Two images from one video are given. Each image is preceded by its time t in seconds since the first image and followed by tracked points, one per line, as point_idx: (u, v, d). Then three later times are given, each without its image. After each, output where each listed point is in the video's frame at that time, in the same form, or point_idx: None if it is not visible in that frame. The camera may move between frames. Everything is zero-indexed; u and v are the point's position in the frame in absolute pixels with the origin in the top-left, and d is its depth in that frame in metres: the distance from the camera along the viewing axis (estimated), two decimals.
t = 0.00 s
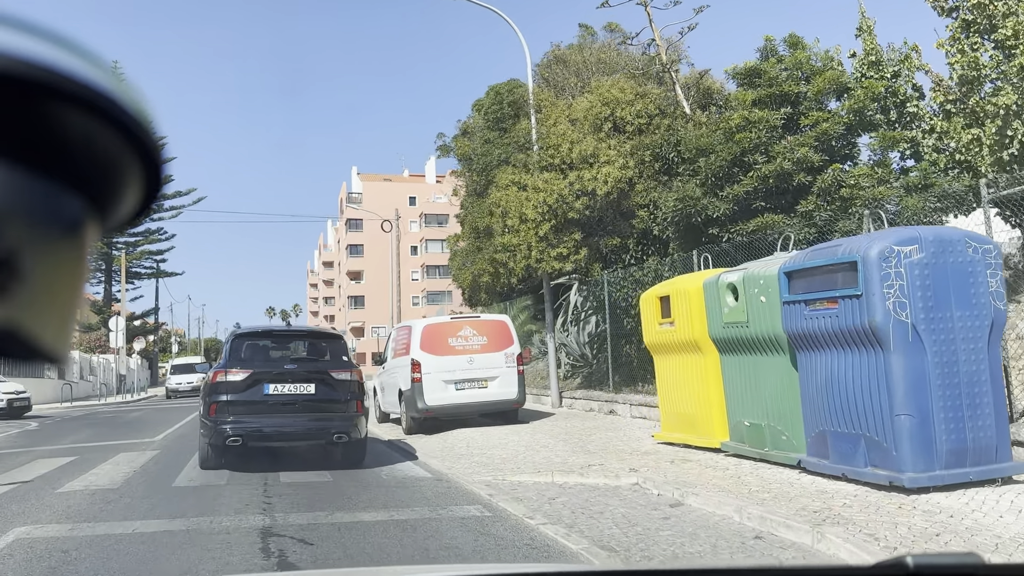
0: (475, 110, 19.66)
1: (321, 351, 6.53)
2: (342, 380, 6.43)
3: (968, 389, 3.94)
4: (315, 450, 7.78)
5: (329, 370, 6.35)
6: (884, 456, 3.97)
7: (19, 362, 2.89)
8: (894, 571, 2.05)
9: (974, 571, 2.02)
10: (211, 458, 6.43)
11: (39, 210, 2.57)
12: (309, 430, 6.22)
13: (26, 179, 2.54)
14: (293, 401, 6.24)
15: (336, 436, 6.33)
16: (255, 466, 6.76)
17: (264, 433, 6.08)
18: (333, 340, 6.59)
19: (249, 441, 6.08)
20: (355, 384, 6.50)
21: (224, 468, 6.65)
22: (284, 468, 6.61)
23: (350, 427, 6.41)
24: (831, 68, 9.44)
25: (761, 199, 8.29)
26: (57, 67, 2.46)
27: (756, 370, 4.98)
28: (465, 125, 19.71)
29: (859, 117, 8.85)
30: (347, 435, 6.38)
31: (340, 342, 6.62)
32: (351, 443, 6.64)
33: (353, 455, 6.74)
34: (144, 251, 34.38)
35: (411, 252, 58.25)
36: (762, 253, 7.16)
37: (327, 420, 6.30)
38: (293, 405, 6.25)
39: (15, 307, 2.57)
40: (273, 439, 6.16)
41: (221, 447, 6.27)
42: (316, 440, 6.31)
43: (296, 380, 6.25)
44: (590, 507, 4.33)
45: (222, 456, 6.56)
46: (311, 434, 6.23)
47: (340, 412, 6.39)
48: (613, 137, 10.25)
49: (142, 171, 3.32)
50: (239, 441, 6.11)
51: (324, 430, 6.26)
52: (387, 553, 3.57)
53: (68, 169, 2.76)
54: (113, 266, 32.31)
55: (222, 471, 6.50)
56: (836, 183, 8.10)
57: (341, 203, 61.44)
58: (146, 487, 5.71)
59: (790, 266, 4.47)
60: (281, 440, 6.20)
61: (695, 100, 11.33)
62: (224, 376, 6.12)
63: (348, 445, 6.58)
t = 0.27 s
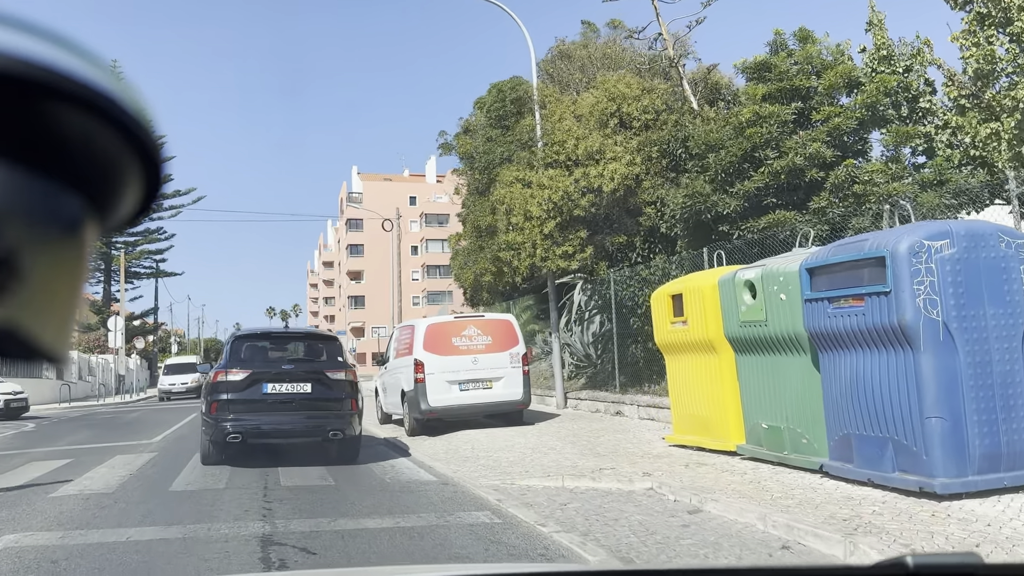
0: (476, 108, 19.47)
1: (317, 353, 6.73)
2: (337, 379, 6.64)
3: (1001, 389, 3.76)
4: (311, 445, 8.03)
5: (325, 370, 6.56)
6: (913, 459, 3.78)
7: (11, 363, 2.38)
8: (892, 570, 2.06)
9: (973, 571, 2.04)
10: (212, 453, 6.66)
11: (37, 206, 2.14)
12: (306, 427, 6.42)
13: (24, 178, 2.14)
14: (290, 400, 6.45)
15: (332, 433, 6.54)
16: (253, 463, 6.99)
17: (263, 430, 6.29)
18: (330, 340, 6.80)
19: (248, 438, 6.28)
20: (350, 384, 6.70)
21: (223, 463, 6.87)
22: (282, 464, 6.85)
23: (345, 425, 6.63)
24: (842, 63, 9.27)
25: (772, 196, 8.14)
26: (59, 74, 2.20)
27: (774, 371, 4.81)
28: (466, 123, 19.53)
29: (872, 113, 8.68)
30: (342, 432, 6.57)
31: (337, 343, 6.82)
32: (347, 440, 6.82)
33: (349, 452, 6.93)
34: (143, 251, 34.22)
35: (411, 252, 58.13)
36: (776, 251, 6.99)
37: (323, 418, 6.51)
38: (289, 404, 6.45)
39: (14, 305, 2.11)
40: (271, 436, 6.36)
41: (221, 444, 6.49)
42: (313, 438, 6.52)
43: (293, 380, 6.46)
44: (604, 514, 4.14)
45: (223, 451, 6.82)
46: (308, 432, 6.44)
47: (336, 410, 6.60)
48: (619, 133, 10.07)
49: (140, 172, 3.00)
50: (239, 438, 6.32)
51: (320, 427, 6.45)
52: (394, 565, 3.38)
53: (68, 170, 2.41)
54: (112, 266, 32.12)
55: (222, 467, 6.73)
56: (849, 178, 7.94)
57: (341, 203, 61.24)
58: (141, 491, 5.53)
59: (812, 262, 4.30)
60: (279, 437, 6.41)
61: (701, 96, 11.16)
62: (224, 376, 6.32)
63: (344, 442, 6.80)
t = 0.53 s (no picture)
0: (478, 106, 19.28)
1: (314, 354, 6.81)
2: (333, 380, 6.72)
3: None
4: (308, 442, 8.19)
5: (321, 371, 6.64)
6: (943, 464, 3.61)
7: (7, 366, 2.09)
8: (891, 570, 1.97)
9: (972, 570, 1.96)
10: (213, 450, 6.86)
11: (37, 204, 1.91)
12: (303, 426, 6.52)
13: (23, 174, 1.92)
14: (287, 399, 6.54)
15: (327, 431, 6.64)
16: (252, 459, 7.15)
17: (261, 428, 6.39)
18: (327, 341, 6.88)
19: (247, 435, 6.40)
20: (345, 384, 6.78)
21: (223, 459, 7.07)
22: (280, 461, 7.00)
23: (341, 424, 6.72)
24: (854, 57, 9.09)
25: (784, 192, 7.96)
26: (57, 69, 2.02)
27: (793, 371, 4.63)
28: (469, 121, 19.34)
29: (885, 107, 8.51)
30: (338, 430, 6.67)
31: (334, 344, 6.90)
32: (342, 437, 6.94)
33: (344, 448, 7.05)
34: (143, 250, 34.02)
35: (412, 252, 57.95)
36: (791, 246, 6.77)
37: (320, 416, 6.60)
38: (287, 403, 6.54)
39: (12, 304, 1.84)
40: (269, 434, 6.47)
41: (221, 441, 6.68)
42: (309, 435, 6.62)
43: (290, 380, 6.55)
44: (619, 521, 3.97)
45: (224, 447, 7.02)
46: (305, 430, 6.54)
47: (331, 409, 6.68)
48: (625, 130, 9.89)
49: (140, 171, 2.74)
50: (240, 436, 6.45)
51: (316, 426, 6.53)
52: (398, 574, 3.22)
53: (68, 169, 2.16)
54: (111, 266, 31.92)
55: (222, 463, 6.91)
56: (862, 175, 7.77)
57: (342, 203, 61.03)
58: (138, 495, 5.36)
59: (836, 258, 4.13)
60: (276, 435, 6.52)
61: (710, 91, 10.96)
62: (225, 376, 6.44)
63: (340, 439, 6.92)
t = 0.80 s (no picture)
0: (479, 104, 19.10)
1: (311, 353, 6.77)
2: (329, 379, 6.68)
3: None
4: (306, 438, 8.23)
5: (318, 370, 6.59)
6: (976, 469, 3.43)
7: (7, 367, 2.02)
8: (892, 571, 1.95)
9: (971, 570, 1.94)
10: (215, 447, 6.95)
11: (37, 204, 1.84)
12: (300, 424, 6.47)
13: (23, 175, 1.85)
14: (285, 398, 6.49)
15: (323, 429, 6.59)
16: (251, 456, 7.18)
17: (259, 426, 6.35)
18: (324, 342, 6.85)
19: (246, 432, 6.35)
20: (342, 383, 6.74)
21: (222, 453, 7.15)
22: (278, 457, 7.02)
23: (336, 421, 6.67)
24: (864, 52, 8.92)
25: (795, 188, 7.80)
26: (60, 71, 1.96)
27: (813, 372, 4.46)
28: (470, 119, 19.15)
29: (898, 103, 8.29)
30: (333, 428, 6.61)
31: (330, 345, 6.86)
32: (338, 433, 6.95)
33: (339, 444, 7.18)
34: (141, 250, 33.80)
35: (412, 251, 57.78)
36: (803, 244, 6.52)
37: (316, 415, 6.56)
38: (285, 402, 6.49)
39: (12, 304, 1.77)
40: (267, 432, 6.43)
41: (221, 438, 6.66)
42: (305, 433, 6.57)
43: (288, 379, 6.50)
44: (635, 528, 3.79)
45: (224, 442, 7.25)
46: (302, 428, 6.49)
47: (328, 408, 6.64)
48: (631, 125, 9.71)
49: (140, 172, 2.63)
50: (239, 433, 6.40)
51: (313, 424, 6.49)
52: None
53: (69, 170, 2.09)
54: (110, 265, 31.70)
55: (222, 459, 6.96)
56: (874, 171, 7.61)
57: (342, 203, 60.82)
58: (134, 499, 5.18)
59: (861, 254, 3.96)
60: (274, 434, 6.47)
61: (717, 86, 10.79)
62: (225, 375, 6.40)
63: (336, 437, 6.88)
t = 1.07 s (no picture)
0: (481, 102, 18.97)
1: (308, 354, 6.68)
2: (327, 378, 6.58)
3: None
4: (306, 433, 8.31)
5: (316, 369, 6.48)
6: (1010, 474, 3.27)
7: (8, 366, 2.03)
8: (894, 570, 1.89)
9: (975, 571, 1.88)
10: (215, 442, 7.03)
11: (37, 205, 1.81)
12: (299, 422, 6.35)
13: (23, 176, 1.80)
14: (283, 396, 6.36)
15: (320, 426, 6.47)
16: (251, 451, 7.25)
17: (259, 424, 6.20)
18: (320, 343, 6.76)
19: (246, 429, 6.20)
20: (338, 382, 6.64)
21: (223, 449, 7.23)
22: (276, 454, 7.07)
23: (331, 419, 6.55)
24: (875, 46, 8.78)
25: (806, 184, 7.65)
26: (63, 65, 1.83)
27: (834, 372, 4.30)
28: (472, 117, 19.02)
29: (910, 97, 8.15)
30: (329, 426, 6.49)
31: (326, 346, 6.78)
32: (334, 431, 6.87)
33: (337, 438, 7.32)
34: (141, 249, 33.70)
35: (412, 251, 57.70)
36: (817, 242, 6.36)
37: (314, 412, 6.43)
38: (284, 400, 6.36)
39: (11, 305, 1.76)
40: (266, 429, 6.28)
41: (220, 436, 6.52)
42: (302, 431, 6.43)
43: (287, 377, 6.38)
44: (651, 535, 3.63)
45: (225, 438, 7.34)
46: (300, 426, 6.37)
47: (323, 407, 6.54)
48: (638, 121, 9.57)
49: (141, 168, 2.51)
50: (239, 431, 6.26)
51: (310, 423, 6.37)
52: None
53: (67, 170, 1.98)
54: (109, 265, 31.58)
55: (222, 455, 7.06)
56: (888, 166, 7.47)
57: (342, 202, 60.72)
58: (130, 504, 5.03)
59: (886, 248, 3.80)
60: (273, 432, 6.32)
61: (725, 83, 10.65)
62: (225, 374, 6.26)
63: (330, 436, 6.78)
